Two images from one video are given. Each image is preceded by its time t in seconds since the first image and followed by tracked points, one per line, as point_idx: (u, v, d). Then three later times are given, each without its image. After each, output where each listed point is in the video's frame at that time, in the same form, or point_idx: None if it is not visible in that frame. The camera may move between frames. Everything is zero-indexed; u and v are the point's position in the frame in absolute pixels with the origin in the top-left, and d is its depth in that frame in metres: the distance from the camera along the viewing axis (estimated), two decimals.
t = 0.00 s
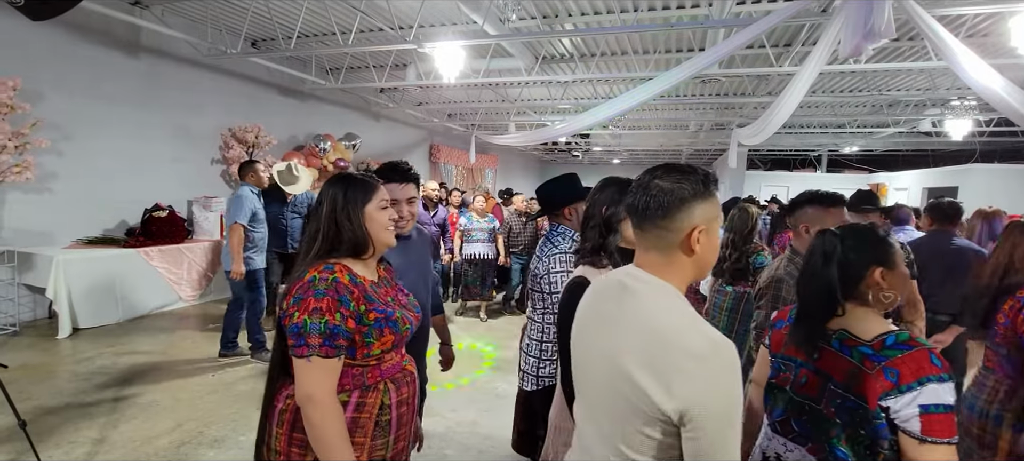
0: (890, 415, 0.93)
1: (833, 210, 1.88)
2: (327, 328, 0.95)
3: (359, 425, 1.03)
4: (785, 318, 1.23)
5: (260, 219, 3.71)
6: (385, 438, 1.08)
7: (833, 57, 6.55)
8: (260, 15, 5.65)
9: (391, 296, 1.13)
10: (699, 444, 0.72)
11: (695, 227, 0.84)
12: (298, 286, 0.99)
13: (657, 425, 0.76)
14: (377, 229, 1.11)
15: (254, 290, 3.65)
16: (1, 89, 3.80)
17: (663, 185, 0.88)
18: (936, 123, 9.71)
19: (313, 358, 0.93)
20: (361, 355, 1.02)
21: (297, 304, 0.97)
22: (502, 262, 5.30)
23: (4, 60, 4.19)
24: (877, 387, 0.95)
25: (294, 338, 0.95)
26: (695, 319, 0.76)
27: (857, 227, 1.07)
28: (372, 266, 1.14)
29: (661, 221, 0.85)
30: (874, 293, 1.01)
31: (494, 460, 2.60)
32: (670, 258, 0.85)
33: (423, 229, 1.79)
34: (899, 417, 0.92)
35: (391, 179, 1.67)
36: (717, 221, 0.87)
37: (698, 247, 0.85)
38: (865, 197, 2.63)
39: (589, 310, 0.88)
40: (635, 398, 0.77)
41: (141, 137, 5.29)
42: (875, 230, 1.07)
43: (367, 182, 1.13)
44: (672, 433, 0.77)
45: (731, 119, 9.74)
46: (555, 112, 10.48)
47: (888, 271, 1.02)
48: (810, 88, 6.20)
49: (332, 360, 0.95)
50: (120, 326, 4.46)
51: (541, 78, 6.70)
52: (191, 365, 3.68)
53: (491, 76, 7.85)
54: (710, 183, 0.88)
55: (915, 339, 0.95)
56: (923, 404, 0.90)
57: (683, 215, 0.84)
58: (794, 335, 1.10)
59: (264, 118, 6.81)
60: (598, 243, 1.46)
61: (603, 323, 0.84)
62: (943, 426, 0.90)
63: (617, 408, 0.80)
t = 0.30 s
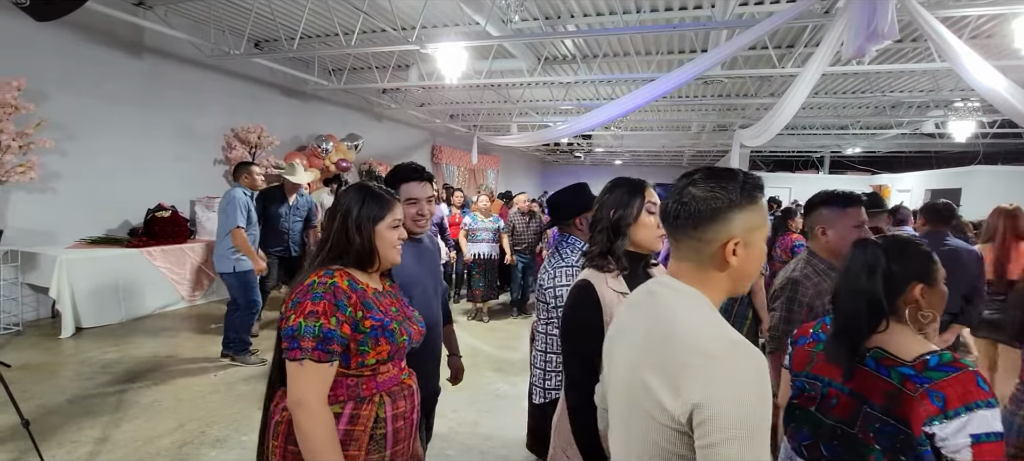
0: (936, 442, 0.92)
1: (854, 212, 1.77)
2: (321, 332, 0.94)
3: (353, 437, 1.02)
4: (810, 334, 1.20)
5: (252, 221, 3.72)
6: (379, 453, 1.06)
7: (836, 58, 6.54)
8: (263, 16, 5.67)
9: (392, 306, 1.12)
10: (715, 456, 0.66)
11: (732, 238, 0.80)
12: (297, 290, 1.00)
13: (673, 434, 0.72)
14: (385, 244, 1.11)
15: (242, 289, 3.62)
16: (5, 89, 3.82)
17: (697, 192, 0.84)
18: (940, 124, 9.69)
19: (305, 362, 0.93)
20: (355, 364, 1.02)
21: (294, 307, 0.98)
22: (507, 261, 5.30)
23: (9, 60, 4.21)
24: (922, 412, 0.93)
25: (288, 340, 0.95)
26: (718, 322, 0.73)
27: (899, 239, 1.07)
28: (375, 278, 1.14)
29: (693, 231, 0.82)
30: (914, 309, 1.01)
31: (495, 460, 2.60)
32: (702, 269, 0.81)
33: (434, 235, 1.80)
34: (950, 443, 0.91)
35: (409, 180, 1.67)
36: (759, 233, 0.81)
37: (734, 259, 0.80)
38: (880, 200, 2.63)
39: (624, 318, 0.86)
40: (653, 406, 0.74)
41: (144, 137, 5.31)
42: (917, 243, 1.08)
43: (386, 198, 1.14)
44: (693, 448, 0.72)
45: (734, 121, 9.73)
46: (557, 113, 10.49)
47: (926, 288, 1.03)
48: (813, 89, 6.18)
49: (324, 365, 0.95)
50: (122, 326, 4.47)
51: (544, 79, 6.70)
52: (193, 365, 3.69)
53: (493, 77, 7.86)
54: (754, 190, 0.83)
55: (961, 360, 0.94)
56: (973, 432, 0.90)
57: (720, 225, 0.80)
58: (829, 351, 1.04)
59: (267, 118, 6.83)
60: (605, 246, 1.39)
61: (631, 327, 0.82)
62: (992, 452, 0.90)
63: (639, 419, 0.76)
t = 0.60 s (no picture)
0: (962, 438, 0.91)
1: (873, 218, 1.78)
2: (324, 338, 0.91)
3: (371, 445, 1.00)
4: (828, 329, 1.21)
5: (252, 220, 3.65)
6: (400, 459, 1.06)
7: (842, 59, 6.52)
8: (268, 16, 5.68)
9: (401, 304, 1.11)
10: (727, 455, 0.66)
11: (753, 232, 0.79)
12: (300, 294, 0.97)
13: (688, 434, 0.72)
14: (389, 240, 1.10)
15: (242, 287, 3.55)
16: (11, 89, 3.83)
17: (717, 187, 0.85)
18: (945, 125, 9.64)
19: (306, 370, 0.89)
20: (371, 369, 1.01)
21: (296, 313, 0.94)
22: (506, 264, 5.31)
23: (15, 60, 4.24)
24: (948, 409, 0.93)
25: (289, 347, 0.91)
26: (732, 319, 0.72)
27: (920, 232, 1.09)
28: (380, 274, 1.13)
29: (713, 226, 0.82)
30: (935, 303, 1.02)
31: None
32: (725, 266, 0.81)
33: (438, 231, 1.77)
34: (975, 437, 0.90)
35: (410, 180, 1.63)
36: (784, 229, 0.80)
37: (757, 254, 0.79)
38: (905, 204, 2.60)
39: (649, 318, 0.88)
40: (668, 407, 0.75)
41: (149, 137, 5.33)
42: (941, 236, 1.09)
43: (392, 189, 1.14)
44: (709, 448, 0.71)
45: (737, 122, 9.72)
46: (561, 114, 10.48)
47: (948, 281, 1.04)
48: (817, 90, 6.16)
49: (328, 374, 0.91)
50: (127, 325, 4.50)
51: (548, 80, 6.69)
52: (198, 364, 3.70)
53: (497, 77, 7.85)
54: (778, 184, 0.82)
55: (986, 354, 0.93)
56: (999, 425, 0.89)
57: (741, 219, 0.80)
58: (848, 349, 1.08)
59: (271, 119, 6.85)
60: (623, 250, 1.38)
61: (652, 328, 0.83)
62: (1021, 448, 0.88)
63: (659, 419, 0.77)
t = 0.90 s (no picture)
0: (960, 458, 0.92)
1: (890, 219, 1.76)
2: (345, 359, 0.89)
3: None
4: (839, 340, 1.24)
5: (254, 215, 3.61)
6: None
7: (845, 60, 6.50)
8: (271, 16, 5.69)
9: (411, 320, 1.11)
10: None
11: (795, 247, 0.80)
12: (314, 314, 0.94)
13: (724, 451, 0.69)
14: (404, 255, 1.10)
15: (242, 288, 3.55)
16: (15, 89, 3.85)
17: (762, 197, 0.85)
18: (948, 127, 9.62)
19: (328, 395, 0.87)
20: (389, 388, 1.00)
21: (311, 334, 0.91)
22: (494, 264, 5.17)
23: (19, 60, 4.25)
24: (948, 428, 0.94)
25: (306, 372, 0.88)
26: (776, 337, 0.70)
27: (935, 247, 1.12)
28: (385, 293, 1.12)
29: (753, 237, 0.83)
30: (947, 320, 1.05)
31: None
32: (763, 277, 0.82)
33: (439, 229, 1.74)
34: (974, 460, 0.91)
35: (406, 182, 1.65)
36: (827, 246, 0.81)
37: (798, 269, 0.80)
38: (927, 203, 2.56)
39: (675, 326, 0.85)
40: (701, 418, 0.72)
41: (151, 137, 5.34)
42: (961, 253, 1.11)
43: (411, 200, 1.13)
44: None
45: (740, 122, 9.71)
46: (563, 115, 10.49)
47: (964, 300, 1.06)
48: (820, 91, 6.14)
49: (350, 396, 0.89)
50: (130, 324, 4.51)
51: (550, 80, 6.70)
52: (200, 364, 3.71)
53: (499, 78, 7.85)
54: (826, 200, 0.82)
55: (994, 380, 0.94)
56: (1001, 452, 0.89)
57: (788, 231, 0.80)
58: (856, 361, 1.10)
59: (273, 118, 6.86)
60: (653, 260, 1.38)
61: (684, 336, 0.80)
62: None
63: (687, 433, 0.74)
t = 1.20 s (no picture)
0: (949, 444, 0.95)
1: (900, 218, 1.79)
2: (381, 347, 0.90)
3: None
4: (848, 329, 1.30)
5: (251, 219, 3.56)
6: None
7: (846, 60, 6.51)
8: (273, 17, 5.71)
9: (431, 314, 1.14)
10: None
11: (833, 241, 0.82)
12: (342, 303, 0.92)
13: (769, 440, 0.73)
14: (426, 246, 1.11)
15: (256, 289, 3.65)
16: (19, 89, 3.87)
17: (797, 194, 0.85)
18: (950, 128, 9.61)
19: (365, 383, 0.88)
20: (416, 381, 1.02)
21: (343, 323, 0.90)
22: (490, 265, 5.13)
23: (23, 61, 4.29)
24: (935, 415, 0.97)
25: (342, 361, 0.88)
26: (814, 329, 0.73)
27: (936, 240, 1.12)
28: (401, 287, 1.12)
29: (794, 234, 0.83)
30: (946, 313, 1.06)
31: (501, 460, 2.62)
32: (796, 271, 0.84)
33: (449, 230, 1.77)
34: (961, 444, 0.93)
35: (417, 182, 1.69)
36: (854, 240, 0.84)
37: (833, 263, 0.83)
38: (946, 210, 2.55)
39: (703, 321, 0.87)
40: (745, 413, 0.75)
41: (154, 138, 5.37)
42: (964, 245, 1.11)
43: (427, 197, 1.14)
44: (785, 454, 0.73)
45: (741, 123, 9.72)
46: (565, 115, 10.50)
47: (964, 293, 1.07)
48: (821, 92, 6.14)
49: (385, 384, 0.90)
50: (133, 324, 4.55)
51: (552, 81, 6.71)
52: (203, 364, 3.74)
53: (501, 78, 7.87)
54: (853, 196, 0.85)
55: (984, 367, 0.95)
56: (987, 438, 0.90)
57: (825, 228, 0.82)
58: (860, 353, 1.15)
59: (276, 119, 6.89)
60: (663, 256, 1.40)
61: (717, 331, 0.83)
62: None
63: (729, 423, 0.78)
